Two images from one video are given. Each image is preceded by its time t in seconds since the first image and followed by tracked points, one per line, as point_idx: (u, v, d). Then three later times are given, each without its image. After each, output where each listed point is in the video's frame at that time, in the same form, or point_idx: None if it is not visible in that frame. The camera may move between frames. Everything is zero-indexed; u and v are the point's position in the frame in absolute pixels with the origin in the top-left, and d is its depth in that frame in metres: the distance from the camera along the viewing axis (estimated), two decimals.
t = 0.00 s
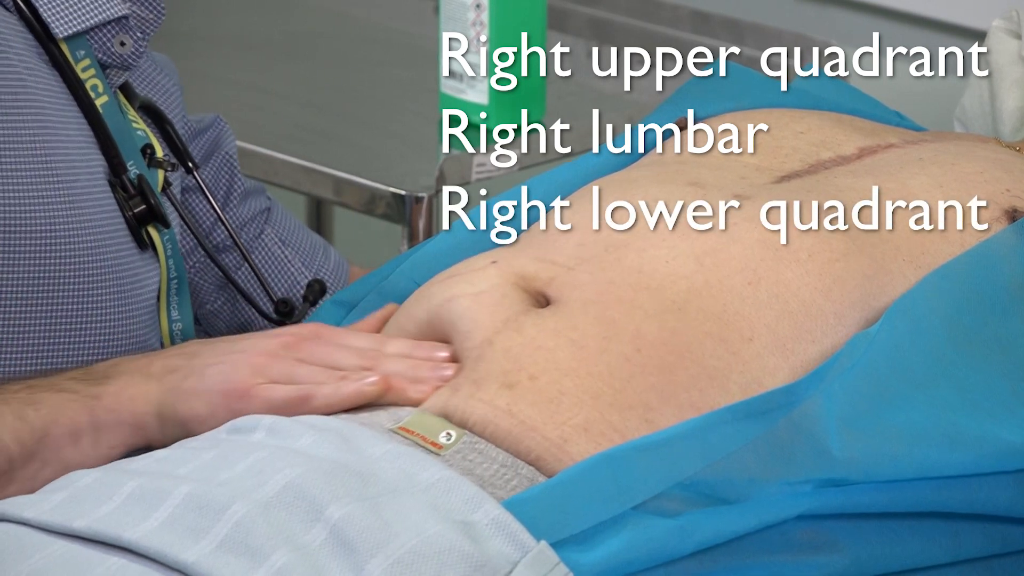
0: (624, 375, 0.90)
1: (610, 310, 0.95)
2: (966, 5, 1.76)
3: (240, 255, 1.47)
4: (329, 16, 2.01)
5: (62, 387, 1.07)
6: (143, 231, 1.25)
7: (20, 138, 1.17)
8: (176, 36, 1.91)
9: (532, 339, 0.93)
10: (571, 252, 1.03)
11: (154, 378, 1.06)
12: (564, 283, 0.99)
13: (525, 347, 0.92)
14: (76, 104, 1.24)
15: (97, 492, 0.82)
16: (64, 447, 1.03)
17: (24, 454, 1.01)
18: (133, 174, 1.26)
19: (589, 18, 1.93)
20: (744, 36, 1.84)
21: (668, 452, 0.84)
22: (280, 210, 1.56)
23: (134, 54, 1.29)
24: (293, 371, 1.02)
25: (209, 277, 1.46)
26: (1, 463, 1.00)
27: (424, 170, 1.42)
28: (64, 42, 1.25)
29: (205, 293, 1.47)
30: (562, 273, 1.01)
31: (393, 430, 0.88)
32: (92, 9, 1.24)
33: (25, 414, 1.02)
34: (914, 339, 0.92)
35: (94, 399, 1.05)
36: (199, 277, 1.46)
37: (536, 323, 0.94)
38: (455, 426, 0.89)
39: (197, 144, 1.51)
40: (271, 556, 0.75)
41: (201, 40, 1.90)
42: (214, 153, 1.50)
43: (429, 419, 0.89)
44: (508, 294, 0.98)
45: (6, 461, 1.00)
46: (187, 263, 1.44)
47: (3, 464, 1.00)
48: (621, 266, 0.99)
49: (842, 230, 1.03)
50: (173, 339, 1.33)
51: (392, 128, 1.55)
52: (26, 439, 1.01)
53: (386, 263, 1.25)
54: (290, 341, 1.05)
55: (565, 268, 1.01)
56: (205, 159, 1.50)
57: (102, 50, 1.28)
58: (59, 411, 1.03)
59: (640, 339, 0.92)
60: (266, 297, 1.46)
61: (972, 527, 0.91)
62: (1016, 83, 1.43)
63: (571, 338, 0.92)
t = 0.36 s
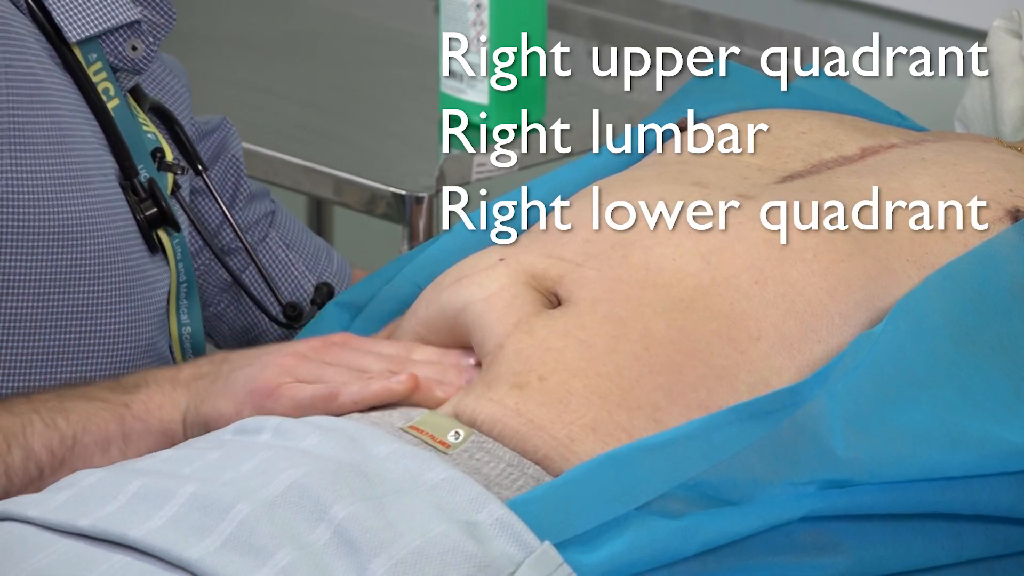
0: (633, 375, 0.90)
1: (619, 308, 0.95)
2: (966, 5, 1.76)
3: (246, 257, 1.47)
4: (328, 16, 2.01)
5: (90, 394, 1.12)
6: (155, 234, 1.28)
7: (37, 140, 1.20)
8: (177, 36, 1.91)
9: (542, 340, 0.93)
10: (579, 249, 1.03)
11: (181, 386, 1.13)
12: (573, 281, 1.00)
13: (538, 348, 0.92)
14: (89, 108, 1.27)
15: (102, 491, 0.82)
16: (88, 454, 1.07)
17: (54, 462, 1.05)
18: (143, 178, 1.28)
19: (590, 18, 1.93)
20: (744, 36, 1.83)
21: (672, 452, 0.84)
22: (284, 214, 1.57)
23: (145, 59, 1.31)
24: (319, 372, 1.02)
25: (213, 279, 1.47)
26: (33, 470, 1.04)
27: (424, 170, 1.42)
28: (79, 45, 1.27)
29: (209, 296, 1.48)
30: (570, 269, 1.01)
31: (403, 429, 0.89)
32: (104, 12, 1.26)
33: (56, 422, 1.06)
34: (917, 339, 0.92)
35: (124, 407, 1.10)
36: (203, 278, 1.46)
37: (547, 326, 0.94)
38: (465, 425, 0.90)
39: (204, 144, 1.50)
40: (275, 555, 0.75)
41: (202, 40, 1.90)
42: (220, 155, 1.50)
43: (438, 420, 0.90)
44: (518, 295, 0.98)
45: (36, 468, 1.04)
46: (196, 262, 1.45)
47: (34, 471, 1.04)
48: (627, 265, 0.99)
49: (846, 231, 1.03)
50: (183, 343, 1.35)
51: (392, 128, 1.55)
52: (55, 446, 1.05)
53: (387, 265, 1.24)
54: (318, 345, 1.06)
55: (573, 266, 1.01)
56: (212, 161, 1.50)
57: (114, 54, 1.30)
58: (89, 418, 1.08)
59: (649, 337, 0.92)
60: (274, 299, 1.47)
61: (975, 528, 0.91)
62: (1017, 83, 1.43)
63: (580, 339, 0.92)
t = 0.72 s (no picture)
0: (617, 374, 0.90)
1: (601, 312, 0.95)
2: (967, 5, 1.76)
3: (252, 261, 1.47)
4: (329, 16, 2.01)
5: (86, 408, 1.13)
6: (165, 242, 1.28)
7: (51, 152, 1.20)
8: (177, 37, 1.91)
9: (516, 352, 0.93)
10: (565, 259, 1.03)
11: (176, 396, 1.14)
12: (553, 293, 1.00)
13: (514, 358, 0.93)
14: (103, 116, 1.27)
15: (100, 491, 0.82)
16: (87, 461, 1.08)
17: (51, 475, 1.05)
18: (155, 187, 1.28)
19: (590, 17, 1.93)
20: (745, 36, 1.83)
21: (670, 450, 0.84)
22: (287, 219, 1.55)
23: (158, 69, 1.32)
24: (309, 370, 1.02)
25: (217, 281, 1.46)
26: (29, 484, 1.04)
27: (425, 170, 1.42)
28: (94, 54, 1.28)
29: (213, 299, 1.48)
30: (551, 282, 1.01)
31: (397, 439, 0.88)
32: (119, 24, 1.26)
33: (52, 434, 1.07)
34: (916, 338, 0.92)
35: (119, 421, 1.11)
36: (207, 282, 1.46)
37: (519, 339, 0.94)
38: (454, 434, 0.89)
39: (211, 149, 1.50)
40: (273, 553, 0.75)
41: (202, 40, 1.89)
42: (227, 160, 1.49)
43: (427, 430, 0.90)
44: (492, 320, 0.99)
45: (32, 482, 1.04)
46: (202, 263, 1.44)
47: (30, 486, 1.04)
48: (617, 269, 0.99)
49: (843, 231, 1.03)
50: (190, 351, 1.34)
51: (392, 128, 1.55)
52: (51, 460, 1.05)
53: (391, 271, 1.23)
54: (313, 340, 1.05)
55: (557, 278, 1.01)
56: (218, 166, 1.49)
57: (128, 64, 1.31)
58: (85, 432, 1.09)
59: (637, 339, 0.92)
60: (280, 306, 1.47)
61: (974, 527, 0.91)
62: (1017, 83, 1.43)
63: (556, 344, 0.93)
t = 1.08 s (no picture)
0: (606, 372, 0.90)
1: (592, 313, 0.95)
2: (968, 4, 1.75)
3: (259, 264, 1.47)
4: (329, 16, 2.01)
5: (85, 410, 1.13)
6: (175, 246, 1.28)
7: (62, 157, 1.20)
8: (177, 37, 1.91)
9: (501, 356, 0.93)
10: (557, 262, 1.03)
11: (171, 396, 1.14)
12: (544, 296, 1.00)
13: (498, 362, 0.93)
14: (114, 120, 1.27)
15: (97, 490, 0.82)
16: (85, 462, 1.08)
17: (49, 476, 1.06)
18: (165, 190, 1.28)
19: (591, 17, 1.93)
20: (746, 36, 1.83)
21: (668, 450, 0.84)
22: (292, 226, 1.56)
23: (168, 74, 1.33)
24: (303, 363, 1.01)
25: (224, 284, 1.46)
26: (27, 486, 1.05)
27: (425, 170, 1.42)
28: (105, 58, 1.27)
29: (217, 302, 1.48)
30: (543, 285, 1.01)
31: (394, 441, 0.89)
32: (128, 28, 1.26)
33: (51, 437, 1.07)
34: (915, 339, 0.92)
35: (117, 423, 1.12)
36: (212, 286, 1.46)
37: (504, 343, 0.95)
38: (447, 435, 0.89)
39: (218, 154, 1.50)
40: (272, 553, 0.75)
41: (201, 40, 1.90)
42: (234, 165, 1.50)
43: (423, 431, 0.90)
44: (478, 326, 0.99)
45: (31, 484, 1.06)
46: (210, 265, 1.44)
47: (28, 487, 1.05)
48: (611, 271, 0.99)
49: (840, 231, 1.03)
50: (199, 355, 1.35)
51: (393, 128, 1.55)
52: (49, 462, 1.06)
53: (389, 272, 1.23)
54: (309, 334, 1.05)
55: (549, 281, 1.01)
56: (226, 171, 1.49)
57: (138, 68, 1.32)
58: (82, 433, 1.09)
59: (626, 338, 0.93)
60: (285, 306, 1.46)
61: (973, 527, 0.91)
62: (1016, 83, 1.43)
63: (540, 346, 0.93)
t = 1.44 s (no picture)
0: (630, 375, 0.90)
1: (612, 312, 0.95)
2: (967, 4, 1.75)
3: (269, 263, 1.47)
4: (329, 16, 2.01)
5: (95, 409, 1.12)
6: (188, 248, 1.28)
7: (75, 158, 1.20)
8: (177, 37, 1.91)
9: (529, 351, 0.92)
10: (572, 258, 1.02)
11: (188, 398, 1.13)
12: (565, 290, 0.99)
13: (526, 357, 0.92)
14: (127, 121, 1.27)
15: (104, 491, 0.82)
16: (97, 462, 1.07)
17: (63, 476, 1.06)
18: (178, 191, 1.28)
19: (591, 17, 1.93)
20: (745, 36, 1.83)
21: (672, 452, 0.84)
22: (297, 230, 1.55)
23: (181, 75, 1.32)
24: (326, 374, 1.01)
25: (233, 283, 1.46)
26: (40, 486, 1.05)
27: (424, 170, 1.42)
28: (118, 59, 1.28)
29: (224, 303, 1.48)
30: (563, 279, 1.01)
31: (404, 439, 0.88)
32: (142, 31, 1.26)
33: (64, 437, 1.07)
34: (920, 340, 0.92)
35: (131, 424, 1.11)
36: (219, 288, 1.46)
37: (532, 337, 0.94)
38: (461, 430, 0.89)
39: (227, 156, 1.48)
40: (277, 556, 0.75)
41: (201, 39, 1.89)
42: (242, 168, 1.48)
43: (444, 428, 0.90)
44: (502, 317, 0.98)
45: (44, 485, 1.05)
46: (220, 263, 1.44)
47: (41, 487, 1.05)
48: (626, 270, 0.99)
49: (847, 233, 1.03)
50: (210, 357, 1.35)
51: (394, 128, 1.55)
52: (63, 462, 1.06)
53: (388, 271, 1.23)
54: (330, 347, 1.05)
55: (565, 275, 1.01)
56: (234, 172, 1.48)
57: (152, 69, 1.32)
58: (94, 434, 1.08)
59: (645, 339, 0.92)
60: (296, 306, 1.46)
61: (978, 529, 0.91)
62: (1017, 83, 1.43)
63: (568, 344, 0.92)
